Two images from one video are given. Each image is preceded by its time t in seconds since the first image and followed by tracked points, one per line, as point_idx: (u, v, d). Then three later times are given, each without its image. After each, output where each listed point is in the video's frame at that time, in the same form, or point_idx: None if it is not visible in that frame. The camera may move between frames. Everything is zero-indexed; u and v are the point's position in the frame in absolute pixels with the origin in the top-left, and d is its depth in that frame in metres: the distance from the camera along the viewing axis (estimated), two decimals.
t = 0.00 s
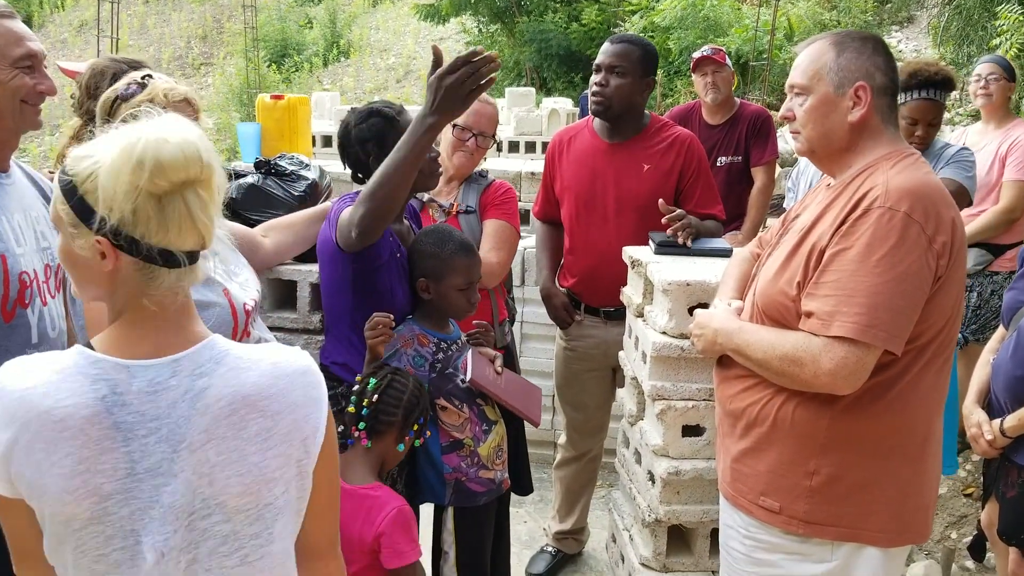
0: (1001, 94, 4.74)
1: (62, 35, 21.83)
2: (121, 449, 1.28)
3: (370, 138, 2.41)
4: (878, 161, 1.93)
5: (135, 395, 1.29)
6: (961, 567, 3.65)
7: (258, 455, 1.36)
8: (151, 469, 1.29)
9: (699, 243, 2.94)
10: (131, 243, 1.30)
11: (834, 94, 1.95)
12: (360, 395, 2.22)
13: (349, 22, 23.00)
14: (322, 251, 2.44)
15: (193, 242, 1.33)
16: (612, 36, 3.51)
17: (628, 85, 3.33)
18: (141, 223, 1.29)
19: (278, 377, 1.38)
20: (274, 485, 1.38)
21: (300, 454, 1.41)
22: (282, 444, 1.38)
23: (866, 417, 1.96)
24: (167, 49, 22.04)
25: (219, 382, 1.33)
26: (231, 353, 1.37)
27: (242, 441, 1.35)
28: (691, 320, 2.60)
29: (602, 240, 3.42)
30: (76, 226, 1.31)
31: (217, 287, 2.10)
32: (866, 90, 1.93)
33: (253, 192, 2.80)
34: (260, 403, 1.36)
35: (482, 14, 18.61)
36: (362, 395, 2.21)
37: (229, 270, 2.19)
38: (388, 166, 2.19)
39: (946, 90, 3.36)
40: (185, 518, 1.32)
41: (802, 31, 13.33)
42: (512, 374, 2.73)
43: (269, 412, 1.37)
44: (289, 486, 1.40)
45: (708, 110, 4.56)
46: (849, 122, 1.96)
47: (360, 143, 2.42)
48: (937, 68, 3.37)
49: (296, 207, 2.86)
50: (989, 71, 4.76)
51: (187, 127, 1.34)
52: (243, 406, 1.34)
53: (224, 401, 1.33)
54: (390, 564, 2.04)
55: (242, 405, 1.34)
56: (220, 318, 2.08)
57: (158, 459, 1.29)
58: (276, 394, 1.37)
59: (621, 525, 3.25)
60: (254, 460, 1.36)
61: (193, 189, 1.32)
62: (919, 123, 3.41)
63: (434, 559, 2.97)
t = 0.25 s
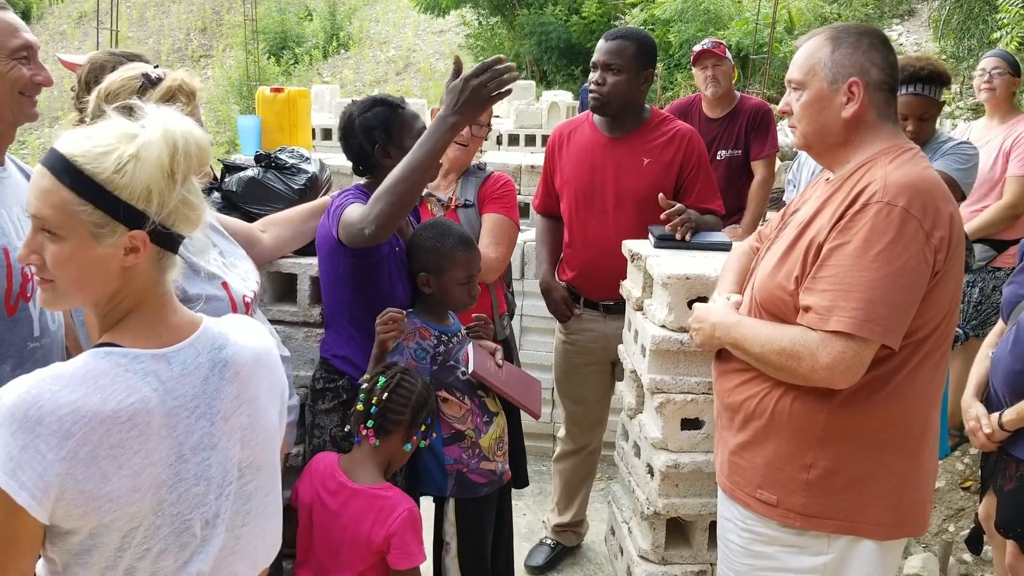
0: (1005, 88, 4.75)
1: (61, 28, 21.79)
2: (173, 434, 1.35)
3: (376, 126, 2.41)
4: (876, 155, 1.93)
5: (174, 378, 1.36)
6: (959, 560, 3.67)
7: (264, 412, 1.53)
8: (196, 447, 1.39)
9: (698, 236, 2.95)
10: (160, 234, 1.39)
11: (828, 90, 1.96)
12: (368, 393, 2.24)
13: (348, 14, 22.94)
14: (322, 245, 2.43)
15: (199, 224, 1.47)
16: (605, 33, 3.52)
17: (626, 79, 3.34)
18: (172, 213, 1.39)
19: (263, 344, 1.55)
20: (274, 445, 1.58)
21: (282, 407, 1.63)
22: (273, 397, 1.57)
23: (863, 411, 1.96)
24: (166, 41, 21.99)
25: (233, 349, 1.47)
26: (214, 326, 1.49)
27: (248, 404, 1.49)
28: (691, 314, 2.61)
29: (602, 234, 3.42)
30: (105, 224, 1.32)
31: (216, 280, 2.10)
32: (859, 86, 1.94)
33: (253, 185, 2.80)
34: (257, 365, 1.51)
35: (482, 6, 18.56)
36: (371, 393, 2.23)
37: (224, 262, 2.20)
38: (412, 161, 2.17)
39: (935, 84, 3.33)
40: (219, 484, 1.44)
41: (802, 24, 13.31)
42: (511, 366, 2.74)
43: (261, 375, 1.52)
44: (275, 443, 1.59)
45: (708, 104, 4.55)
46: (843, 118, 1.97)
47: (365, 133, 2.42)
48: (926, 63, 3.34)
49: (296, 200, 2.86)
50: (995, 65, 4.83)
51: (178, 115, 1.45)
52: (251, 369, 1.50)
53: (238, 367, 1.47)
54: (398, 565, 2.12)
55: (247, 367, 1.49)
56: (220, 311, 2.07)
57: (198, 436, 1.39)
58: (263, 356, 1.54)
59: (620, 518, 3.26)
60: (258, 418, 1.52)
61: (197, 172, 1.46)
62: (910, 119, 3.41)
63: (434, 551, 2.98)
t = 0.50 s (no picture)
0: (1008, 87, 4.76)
1: (62, 28, 21.81)
2: (151, 433, 1.36)
3: (378, 126, 2.41)
4: (874, 156, 1.93)
5: (152, 378, 1.37)
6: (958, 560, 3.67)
7: (228, 416, 1.52)
8: (172, 446, 1.39)
9: (697, 237, 2.95)
10: (123, 236, 1.38)
11: (821, 91, 1.96)
12: (360, 396, 2.25)
13: (349, 15, 22.95)
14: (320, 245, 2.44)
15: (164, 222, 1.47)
16: (608, 32, 3.51)
17: (625, 80, 3.34)
18: (137, 211, 1.39)
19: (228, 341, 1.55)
20: (242, 443, 1.56)
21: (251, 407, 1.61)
22: (242, 400, 1.56)
23: (861, 411, 1.96)
24: (167, 42, 22.02)
25: (206, 351, 1.48)
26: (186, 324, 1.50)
27: (218, 405, 1.49)
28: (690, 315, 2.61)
29: (602, 234, 3.42)
30: (69, 225, 1.32)
31: (219, 287, 2.09)
32: (852, 88, 1.94)
33: (252, 186, 2.80)
34: (225, 366, 1.51)
35: (482, 7, 18.56)
36: (362, 396, 2.24)
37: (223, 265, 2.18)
38: (426, 168, 2.18)
39: (921, 89, 3.23)
40: (199, 484, 1.45)
41: (803, 24, 13.31)
42: (510, 367, 2.74)
43: (227, 376, 1.52)
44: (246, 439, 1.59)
45: (708, 104, 4.55)
46: (836, 120, 1.98)
47: (366, 133, 2.42)
48: (911, 68, 3.24)
49: (296, 200, 2.86)
50: (996, 65, 4.84)
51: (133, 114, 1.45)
52: (219, 370, 1.49)
53: (210, 366, 1.47)
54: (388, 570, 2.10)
55: (220, 368, 1.50)
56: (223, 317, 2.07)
57: (173, 437, 1.40)
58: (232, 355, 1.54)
59: (620, 518, 3.26)
60: (226, 421, 1.51)
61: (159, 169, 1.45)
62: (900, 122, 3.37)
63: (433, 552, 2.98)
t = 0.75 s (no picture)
0: (1004, 86, 4.75)
1: (64, 29, 21.87)
2: (47, 449, 1.24)
3: (378, 125, 2.41)
4: (872, 157, 1.93)
5: (62, 395, 1.25)
6: (960, 561, 3.67)
7: (185, 455, 1.33)
8: (81, 472, 1.27)
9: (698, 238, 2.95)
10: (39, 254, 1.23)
11: (814, 95, 1.98)
12: (345, 397, 2.24)
13: (351, 15, 22.98)
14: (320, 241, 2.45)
15: (101, 238, 1.25)
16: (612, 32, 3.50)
17: (631, 81, 3.34)
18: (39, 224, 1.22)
19: (212, 374, 1.37)
20: (204, 487, 1.36)
21: (233, 453, 1.39)
22: (213, 440, 1.36)
23: (861, 412, 1.96)
24: (169, 43, 22.08)
25: (149, 379, 1.31)
26: (163, 349, 1.36)
27: (170, 440, 1.32)
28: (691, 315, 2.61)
29: (603, 235, 3.42)
30: None
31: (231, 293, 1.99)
32: (842, 91, 1.94)
33: (252, 186, 2.81)
34: (190, 399, 1.33)
35: (483, 7, 18.58)
36: (348, 397, 2.23)
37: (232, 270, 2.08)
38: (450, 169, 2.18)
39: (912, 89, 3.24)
40: (127, 519, 1.30)
41: (804, 24, 13.31)
42: (511, 367, 2.74)
43: (200, 409, 1.34)
44: (222, 485, 1.39)
45: (709, 105, 4.56)
46: (828, 124, 1.98)
47: (366, 134, 2.42)
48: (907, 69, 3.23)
49: (297, 201, 2.86)
50: (993, 64, 4.81)
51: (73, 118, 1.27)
52: (172, 403, 1.32)
53: (154, 396, 1.31)
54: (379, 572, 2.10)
55: (171, 402, 1.32)
56: (234, 325, 1.98)
57: (88, 461, 1.27)
58: (207, 391, 1.35)
59: (621, 519, 3.26)
60: (184, 459, 1.33)
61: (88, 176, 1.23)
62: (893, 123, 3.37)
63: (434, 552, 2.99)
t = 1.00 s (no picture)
0: (1003, 85, 4.74)
1: (68, 31, 21.96)
2: None
3: (379, 125, 2.42)
4: (874, 157, 1.93)
5: (9, 394, 1.25)
6: (964, 561, 3.66)
7: (96, 491, 1.24)
8: (14, 474, 1.26)
9: (702, 239, 2.96)
10: None
11: (814, 96, 1.98)
12: (344, 397, 2.25)
13: (354, 16, 23.00)
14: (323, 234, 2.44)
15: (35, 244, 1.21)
16: (613, 33, 3.47)
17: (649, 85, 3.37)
18: None
19: (142, 412, 1.26)
20: (116, 530, 1.26)
21: (155, 503, 1.27)
22: (129, 481, 1.25)
23: (862, 412, 1.96)
24: (172, 44, 22.15)
25: (73, 401, 1.23)
26: (115, 372, 1.28)
27: (80, 472, 1.23)
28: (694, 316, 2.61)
29: (607, 235, 3.43)
30: None
31: (245, 299, 1.93)
32: (840, 92, 1.95)
33: (255, 187, 2.82)
34: (107, 432, 1.24)
35: (486, 8, 18.59)
36: (347, 396, 2.25)
37: (242, 274, 2.01)
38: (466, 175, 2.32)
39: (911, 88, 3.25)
40: (40, 536, 1.25)
41: (807, 24, 13.31)
42: (513, 368, 2.74)
43: (117, 446, 1.24)
44: (136, 535, 1.27)
45: (711, 105, 4.56)
46: (827, 124, 1.99)
47: (367, 133, 2.43)
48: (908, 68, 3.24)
49: (300, 202, 2.87)
50: (991, 63, 4.78)
51: (20, 124, 1.23)
52: (86, 433, 1.23)
53: (70, 421, 1.22)
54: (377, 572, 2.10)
55: (86, 431, 1.23)
56: (248, 331, 1.93)
57: (19, 466, 1.25)
58: (131, 427, 1.25)
59: (624, 519, 3.27)
60: (95, 494, 1.24)
61: (8, 186, 1.18)
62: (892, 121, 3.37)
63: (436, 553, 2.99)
